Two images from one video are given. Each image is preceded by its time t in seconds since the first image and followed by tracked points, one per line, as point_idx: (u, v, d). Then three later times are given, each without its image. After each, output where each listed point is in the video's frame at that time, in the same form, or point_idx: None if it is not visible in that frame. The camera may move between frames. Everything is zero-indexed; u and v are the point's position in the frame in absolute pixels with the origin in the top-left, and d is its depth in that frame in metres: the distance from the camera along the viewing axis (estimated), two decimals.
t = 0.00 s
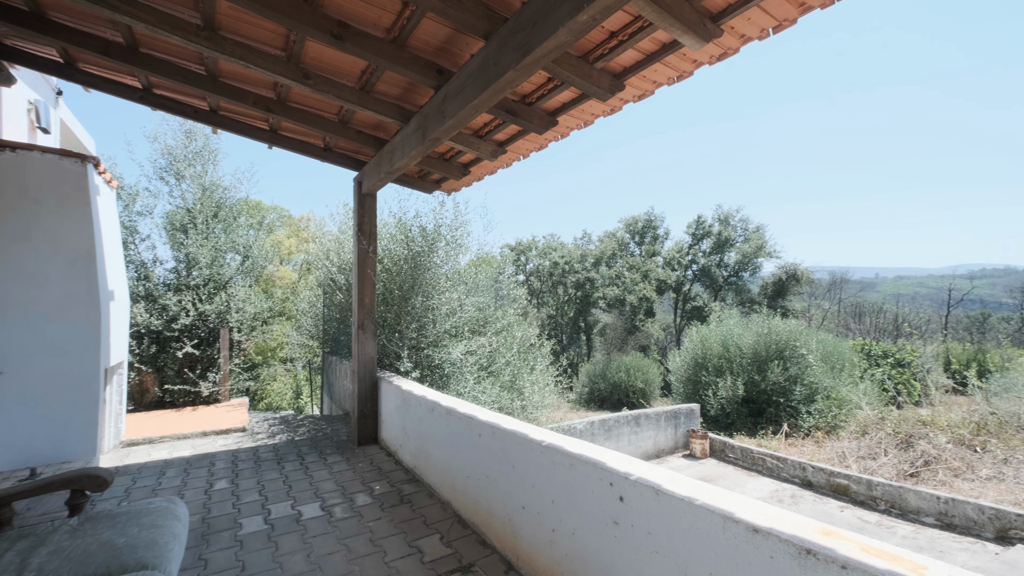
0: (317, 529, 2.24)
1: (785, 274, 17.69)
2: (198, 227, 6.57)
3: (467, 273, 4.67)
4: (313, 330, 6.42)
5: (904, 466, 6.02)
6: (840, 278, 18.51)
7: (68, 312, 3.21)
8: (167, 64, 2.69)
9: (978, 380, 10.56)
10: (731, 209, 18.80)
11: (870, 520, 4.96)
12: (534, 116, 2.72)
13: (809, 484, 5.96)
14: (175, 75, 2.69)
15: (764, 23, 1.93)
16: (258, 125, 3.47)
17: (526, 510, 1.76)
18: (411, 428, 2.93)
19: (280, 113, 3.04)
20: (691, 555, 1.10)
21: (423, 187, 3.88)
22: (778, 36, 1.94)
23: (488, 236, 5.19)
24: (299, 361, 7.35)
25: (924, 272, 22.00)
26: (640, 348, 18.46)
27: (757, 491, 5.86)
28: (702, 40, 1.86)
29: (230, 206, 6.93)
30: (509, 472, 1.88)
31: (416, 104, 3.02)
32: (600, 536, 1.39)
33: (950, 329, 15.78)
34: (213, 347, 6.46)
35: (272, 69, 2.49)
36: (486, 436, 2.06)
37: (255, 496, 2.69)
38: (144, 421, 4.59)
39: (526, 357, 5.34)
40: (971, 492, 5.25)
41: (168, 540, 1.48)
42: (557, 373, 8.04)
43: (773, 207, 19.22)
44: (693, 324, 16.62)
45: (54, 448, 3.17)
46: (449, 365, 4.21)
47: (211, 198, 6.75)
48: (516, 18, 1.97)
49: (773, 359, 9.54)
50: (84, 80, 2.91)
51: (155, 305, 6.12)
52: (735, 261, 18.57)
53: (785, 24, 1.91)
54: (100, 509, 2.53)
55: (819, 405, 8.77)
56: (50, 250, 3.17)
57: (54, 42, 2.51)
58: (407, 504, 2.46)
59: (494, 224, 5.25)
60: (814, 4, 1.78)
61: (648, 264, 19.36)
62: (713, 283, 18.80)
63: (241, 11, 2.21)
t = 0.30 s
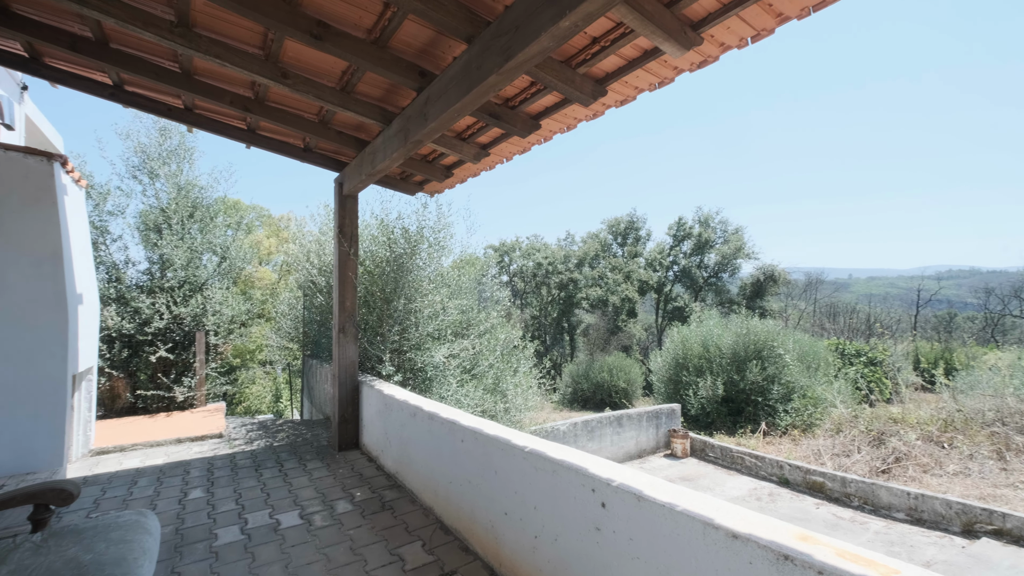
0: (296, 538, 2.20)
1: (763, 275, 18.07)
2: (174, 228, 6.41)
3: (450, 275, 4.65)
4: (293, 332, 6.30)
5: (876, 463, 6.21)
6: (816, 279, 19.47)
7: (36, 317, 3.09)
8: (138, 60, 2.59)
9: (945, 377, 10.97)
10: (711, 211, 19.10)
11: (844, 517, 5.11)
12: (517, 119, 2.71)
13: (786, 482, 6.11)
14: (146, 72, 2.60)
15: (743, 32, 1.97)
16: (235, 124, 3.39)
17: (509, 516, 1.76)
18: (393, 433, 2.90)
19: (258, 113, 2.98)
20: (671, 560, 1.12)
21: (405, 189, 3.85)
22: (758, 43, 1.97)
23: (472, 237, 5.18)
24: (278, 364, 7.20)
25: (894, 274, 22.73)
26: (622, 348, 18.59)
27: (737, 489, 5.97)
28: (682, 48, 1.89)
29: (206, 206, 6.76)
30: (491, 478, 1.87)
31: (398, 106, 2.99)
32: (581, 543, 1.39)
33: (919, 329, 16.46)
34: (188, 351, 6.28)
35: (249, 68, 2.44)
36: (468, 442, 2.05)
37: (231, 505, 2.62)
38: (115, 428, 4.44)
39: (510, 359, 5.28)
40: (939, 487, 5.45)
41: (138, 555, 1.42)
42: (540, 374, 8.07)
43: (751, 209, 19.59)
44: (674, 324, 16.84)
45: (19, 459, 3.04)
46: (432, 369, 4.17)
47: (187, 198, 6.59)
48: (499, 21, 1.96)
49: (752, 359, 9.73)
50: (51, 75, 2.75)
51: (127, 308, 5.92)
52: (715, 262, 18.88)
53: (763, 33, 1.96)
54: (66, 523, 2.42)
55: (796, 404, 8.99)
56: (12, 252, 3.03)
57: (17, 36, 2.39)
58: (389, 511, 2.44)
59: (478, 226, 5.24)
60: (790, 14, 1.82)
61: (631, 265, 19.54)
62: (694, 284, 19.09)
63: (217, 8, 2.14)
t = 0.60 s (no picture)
0: (276, 547, 2.16)
1: (743, 276, 18.41)
2: (150, 229, 6.26)
3: (435, 277, 4.63)
4: (273, 335, 6.19)
5: (852, 460, 6.38)
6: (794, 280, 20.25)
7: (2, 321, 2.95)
8: (111, 57, 2.51)
9: (916, 376, 11.36)
10: (693, 212, 19.37)
11: (821, 514, 5.24)
12: (501, 123, 2.72)
13: (765, 480, 6.23)
14: (120, 69, 2.52)
15: (724, 41, 2.01)
16: (214, 123, 3.32)
17: (493, 522, 1.76)
18: (376, 438, 2.87)
19: (238, 113, 2.92)
20: (654, 565, 1.13)
21: (389, 191, 3.82)
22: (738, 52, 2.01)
23: (456, 239, 5.17)
24: (258, 367, 7.07)
25: (868, 275, 23.39)
26: (606, 348, 18.69)
27: (718, 488, 6.06)
28: (664, 55, 1.92)
29: (185, 205, 6.64)
30: (476, 484, 1.87)
31: (381, 107, 2.97)
32: (565, 548, 1.40)
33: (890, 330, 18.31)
34: (164, 354, 6.11)
35: (228, 67, 2.39)
36: (452, 447, 2.04)
37: (208, 514, 2.56)
38: (87, 435, 4.29)
39: (494, 361, 5.19)
40: (911, 484, 5.62)
41: (111, 571, 1.38)
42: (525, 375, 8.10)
43: (732, 211, 19.93)
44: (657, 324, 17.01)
45: None
46: (416, 372, 4.14)
47: (164, 198, 6.46)
48: (483, 26, 1.96)
49: (732, 359, 9.89)
50: (19, 71, 2.64)
51: (100, 311, 5.73)
52: (697, 263, 19.16)
53: (743, 42, 2.00)
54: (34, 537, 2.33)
55: (775, 403, 9.19)
56: None
57: None
58: (372, 517, 2.41)
59: (462, 228, 5.23)
60: (769, 24, 1.87)
61: (614, 266, 19.67)
62: (676, 284, 19.33)
63: (195, 6, 2.09)
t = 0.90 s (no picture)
0: (258, 555, 2.13)
1: (727, 276, 18.67)
2: (129, 230, 6.12)
3: (421, 279, 4.60)
4: (257, 337, 6.10)
5: (831, 458, 6.52)
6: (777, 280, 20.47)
7: None
8: (87, 54, 2.44)
9: (893, 375, 11.66)
10: (678, 214, 19.58)
11: (802, 512, 5.34)
12: (487, 126, 2.72)
13: (748, 479, 6.33)
14: (97, 67, 2.46)
15: (707, 48, 2.03)
16: (195, 123, 3.26)
17: (478, 527, 1.76)
18: (361, 442, 2.85)
19: (219, 113, 2.87)
20: (636, 569, 1.15)
21: (375, 192, 3.79)
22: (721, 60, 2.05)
23: (443, 241, 5.15)
24: (241, 370, 6.95)
25: (848, 276, 23.94)
26: (593, 348, 18.77)
27: (702, 488, 6.14)
28: (649, 62, 1.94)
29: (164, 205, 6.50)
30: (461, 489, 1.87)
31: (366, 109, 2.95)
32: (550, 553, 1.41)
33: (868, 329, 18.77)
34: (143, 358, 5.96)
35: (209, 67, 2.34)
36: (438, 452, 2.03)
37: (189, 521, 2.51)
38: (62, 441, 4.17)
39: (481, 362, 5.17)
40: (888, 481, 5.78)
41: None
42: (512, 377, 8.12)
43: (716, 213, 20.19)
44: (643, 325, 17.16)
45: None
46: (402, 375, 4.11)
47: (143, 198, 6.31)
48: (469, 30, 1.96)
49: (716, 359, 10.02)
50: None
51: (76, 314, 5.56)
52: (682, 264, 19.38)
53: (726, 50, 2.03)
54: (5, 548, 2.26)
55: (758, 402, 9.35)
56: None
57: None
58: (356, 523, 2.39)
59: (448, 230, 5.21)
60: (750, 33, 1.91)
61: (601, 266, 19.78)
62: (662, 285, 19.52)
63: (175, 5, 2.05)
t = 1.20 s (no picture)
0: (239, 563, 2.10)
1: (712, 277, 18.90)
2: (108, 231, 6.00)
3: (408, 281, 4.58)
4: (240, 340, 6.01)
5: (813, 457, 6.66)
6: (760, 281, 20.71)
7: None
8: (62, 53, 2.37)
9: (872, 374, 11.94)
10: (664, 215, 19.75)
11: (785, 510, 5.45)
12: (474, 130, 2.72)
13: (732, 478, 6.43)
14: (73, 66, 2.39)
15: (690, 56, 2.06)
16: (176, 123, 3.20)
17: (464, 532, 1.77)
18: (346, 446, 2.83)
19: (201, 113, 2.83)
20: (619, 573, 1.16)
21: (361, 194, 3.77)
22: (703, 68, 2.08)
23: (429, 243, 5.14)
24: (224, 373, 6.84)
25: (830, 277, 24.45)
26: (580, 349, 18.85)
27: (687, 487, 6.22)
28: (633, 69, 1.96)
29: (144, 203, 6.40)
30: (446, 494, 1.87)
31: (351, 111, 2.93)
32: (535, 558, 1.42)
33: (849, 329, 19.25)
34: (122, 362, 5.82)
35: (190, 68, 2.31)
36: (423, 457, 2.03)
37: (168, 529, 2.47)
38: (36, 448, 4.06)
39: (468, 364, 5.15)
40: (867, 478, 5.92)
41: None
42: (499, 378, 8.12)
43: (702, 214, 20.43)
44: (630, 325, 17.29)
45: None
46: (388, 378, 4.08)
47: (122, 198, 6.20)
48: (454, 35, 1.96)
49: (701, 359, 10.14)
50: None
51: (51, 317, 5.41)
52: (668, 265, 19.57)
53: (708, 59, 2.06)
54: None
55: (742, 402, 9.49)
56: None
57: None
58: (341, 529, 2.38)
59: (435, 231, 5.20)
60: (732, 42, 1.94)
61: (589, 267, 19.87)
62: (648, 285, 19.69)
63: (154, 5, 2.01)
